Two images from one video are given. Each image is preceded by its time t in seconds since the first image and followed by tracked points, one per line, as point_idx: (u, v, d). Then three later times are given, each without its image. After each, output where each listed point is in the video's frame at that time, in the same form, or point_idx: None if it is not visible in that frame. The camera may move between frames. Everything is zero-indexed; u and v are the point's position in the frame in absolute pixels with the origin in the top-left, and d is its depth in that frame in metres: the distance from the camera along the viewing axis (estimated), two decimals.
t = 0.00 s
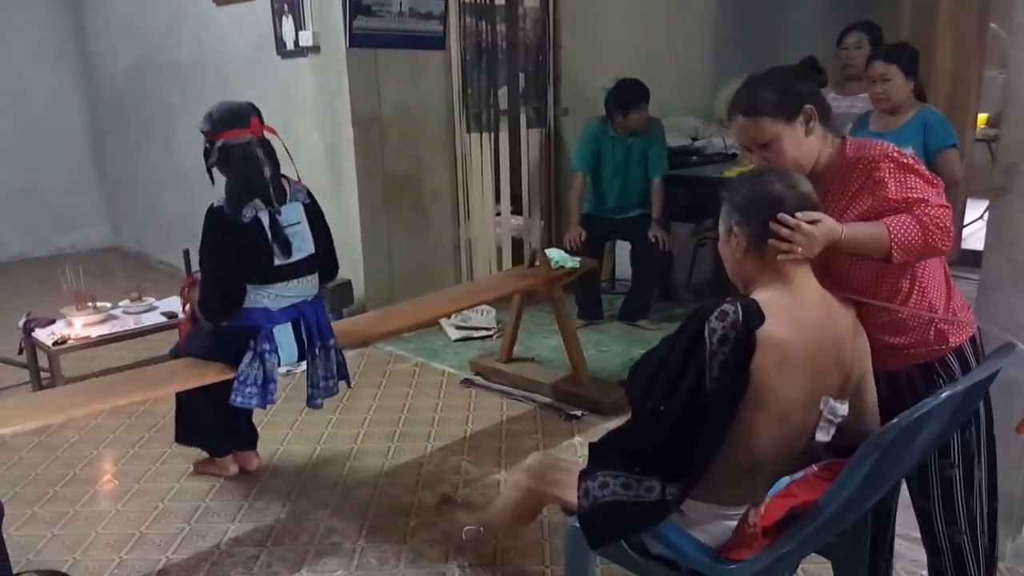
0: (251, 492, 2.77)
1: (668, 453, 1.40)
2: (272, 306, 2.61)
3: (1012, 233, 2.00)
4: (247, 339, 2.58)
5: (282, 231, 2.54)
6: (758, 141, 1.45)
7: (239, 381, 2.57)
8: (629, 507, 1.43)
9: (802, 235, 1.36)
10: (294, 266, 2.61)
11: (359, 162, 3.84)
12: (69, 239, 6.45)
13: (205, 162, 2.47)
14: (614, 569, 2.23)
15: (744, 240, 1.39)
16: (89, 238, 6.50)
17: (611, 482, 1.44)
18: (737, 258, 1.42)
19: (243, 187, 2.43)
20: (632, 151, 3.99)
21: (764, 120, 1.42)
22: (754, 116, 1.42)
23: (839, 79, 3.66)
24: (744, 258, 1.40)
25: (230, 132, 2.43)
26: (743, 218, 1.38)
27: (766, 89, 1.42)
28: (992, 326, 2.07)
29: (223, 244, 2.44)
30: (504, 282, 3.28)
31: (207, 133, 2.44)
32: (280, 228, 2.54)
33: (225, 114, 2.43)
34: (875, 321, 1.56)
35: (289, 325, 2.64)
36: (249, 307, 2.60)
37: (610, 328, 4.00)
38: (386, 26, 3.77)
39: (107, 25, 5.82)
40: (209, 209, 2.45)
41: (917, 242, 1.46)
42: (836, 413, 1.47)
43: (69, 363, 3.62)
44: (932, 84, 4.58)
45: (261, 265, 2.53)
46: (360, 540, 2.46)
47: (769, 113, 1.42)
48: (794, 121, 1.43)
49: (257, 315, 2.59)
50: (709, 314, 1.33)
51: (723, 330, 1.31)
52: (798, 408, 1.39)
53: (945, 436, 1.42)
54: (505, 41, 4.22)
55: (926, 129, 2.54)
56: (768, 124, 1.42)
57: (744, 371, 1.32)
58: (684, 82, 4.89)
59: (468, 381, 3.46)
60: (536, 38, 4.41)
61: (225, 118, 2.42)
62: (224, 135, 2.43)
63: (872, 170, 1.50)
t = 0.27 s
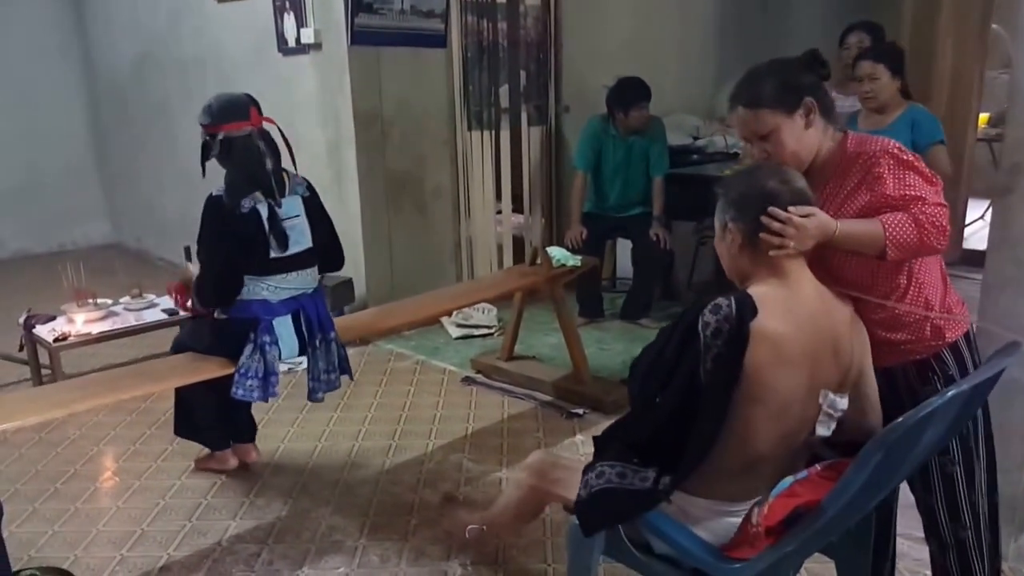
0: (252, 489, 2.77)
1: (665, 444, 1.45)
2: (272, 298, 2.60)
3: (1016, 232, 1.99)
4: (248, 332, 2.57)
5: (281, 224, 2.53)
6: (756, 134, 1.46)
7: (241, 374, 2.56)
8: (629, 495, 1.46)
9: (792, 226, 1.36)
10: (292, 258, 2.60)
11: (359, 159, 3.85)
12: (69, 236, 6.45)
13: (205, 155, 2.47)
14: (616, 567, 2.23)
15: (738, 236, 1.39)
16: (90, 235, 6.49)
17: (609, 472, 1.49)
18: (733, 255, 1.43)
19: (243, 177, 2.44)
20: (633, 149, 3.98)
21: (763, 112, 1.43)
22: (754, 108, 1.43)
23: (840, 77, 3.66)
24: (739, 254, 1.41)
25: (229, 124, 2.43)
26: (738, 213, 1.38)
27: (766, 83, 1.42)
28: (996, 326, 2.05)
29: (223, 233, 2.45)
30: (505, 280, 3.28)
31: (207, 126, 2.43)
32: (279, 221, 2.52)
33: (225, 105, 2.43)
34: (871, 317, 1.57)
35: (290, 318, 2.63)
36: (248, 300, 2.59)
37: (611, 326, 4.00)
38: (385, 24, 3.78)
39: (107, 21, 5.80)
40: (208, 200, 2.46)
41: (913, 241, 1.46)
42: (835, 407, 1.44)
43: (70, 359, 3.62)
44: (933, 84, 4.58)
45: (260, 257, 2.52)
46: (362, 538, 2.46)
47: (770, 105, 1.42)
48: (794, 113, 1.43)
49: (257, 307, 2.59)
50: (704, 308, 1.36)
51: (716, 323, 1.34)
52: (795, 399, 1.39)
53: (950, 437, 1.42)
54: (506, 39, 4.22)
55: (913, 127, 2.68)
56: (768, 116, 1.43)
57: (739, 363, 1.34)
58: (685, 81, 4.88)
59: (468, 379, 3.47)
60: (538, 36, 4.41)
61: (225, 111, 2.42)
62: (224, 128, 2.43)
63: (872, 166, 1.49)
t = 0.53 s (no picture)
0: (252, 485, 2.77)
1: (659, 436, 1.49)
2: (274, 295, 2.60)
3: (1019, 230, 1.99)
4: (250, 328, 2.58)
5: (281, 220, 2.53)
6: (760, 125, 1.46)
7: (242, 370, 2.56)
8: (622, 486, 1.53)
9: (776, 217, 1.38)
10: (292, 255, 2.59)
11: (359, 157, 3.85)
12: (68, 233, 6.42)
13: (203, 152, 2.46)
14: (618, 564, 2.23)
15: (729, 231, 1.41)
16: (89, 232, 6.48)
17: (606, 465, 1.56)
18: (725, 251, 1.45)
19: (242, 173, 2.44)
20: (632, 147, 3.99)
21: (768, 104, 1.43)
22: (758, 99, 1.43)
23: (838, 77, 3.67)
24: (731, 249, 1.43)
25: (228, 122, 2.42)
26: (728, 209, 1.41)
27: (770, 75, 1.43)
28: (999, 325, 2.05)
29: (225, 229, 2.46)
30: (505, 278, 3.28)
31: (205, 124, 2.43)
32: (280, 218, 2.53)
33: (224, 104, 2.42)
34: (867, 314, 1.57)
35: (291, 314, 2.63)
36: (250, 296, 2.59)
37: (610, 324, 4.01)
38: (385, 22, 3.78)
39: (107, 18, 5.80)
40: (208, 196, 2.46)
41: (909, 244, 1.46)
42: (833, 398, 1.45)
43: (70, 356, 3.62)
44: (932, 83, 4.58)
45: (261, 254, 2.53)
46: (363, 535, 2.46)
47: (774, 96, 1.42)
48: (799, 107, 1.44)
49: (259, 304, 2.59)
50: (692, 301, 1.39)
51: (703, 315, 1.37)
52: (791, 389, 1.41)
53: (954, 436, 1.42)
54: (506, 37, 4.22)
55: (902, 124, 2.66)
56: (772, 108, 1.43)
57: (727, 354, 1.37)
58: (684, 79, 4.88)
59: (468, 376, 3.47)
60: (537, 34, 4.41)
61: (224, 110, 2.42)
62: (222, 126, 2.42)
63: (871, 166, 1.50)
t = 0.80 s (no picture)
0: (252, 482, 2.77)
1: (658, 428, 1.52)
2: (274, 292, 2.60)
3: (1022, 229, 2.00)
4: (250, 325, 2.57)
5: (281, 217, 2.53)
6: (767, 120, 1.48)
7: (242, 368, 2.56)
8: (621, 480, 1.55)
9: (764, 215, 1.42)
10: (292, 252, 2.59)
11: (358, 154, 3.85)
12: (66, 229, 6.40)
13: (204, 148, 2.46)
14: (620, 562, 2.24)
15: (726, 229, 1.44)
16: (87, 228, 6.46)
17: (606, 456, 1.60)
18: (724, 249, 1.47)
19: (244, 170, 2.44)
20: (631, 146, 3.99)
21: (777, 97, 1.45)
22: (767, 92, 1.45)
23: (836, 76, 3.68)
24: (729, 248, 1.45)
25: (231, 120, 2.42)
26: (725, 207, 1.43)
27: (783, 67, 1.45)
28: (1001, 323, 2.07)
29: (222, 226, 2.44)
30: (506, 275, 3.29)
31: (208, 119, 2.43)
32: (279, 215, 2.53)
33: (228, 101, 2.43)
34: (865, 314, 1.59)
35: (291, 311, 2.62)
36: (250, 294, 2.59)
37: (609, 321, 4.02)
38: (384, 19, 3.78)
39: (106, 14, 5.79)
40: (208, 192, 2.45)
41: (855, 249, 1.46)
42: (834, 394, 1.46)
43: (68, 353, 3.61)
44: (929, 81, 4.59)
45: (260, 252, 2.52)
46: (363, 532, 2.47)
47: (784, 90, 1.44)
48: (808, 102, 1.46)
49: (259, 301, 2.58)
50: (692, 294, 1.42)
51: (700, 308, 1.39)
52: (792, 383, 1.41)
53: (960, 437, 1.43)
54: (505, 35, 4.23)
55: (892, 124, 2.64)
56: (781, 101, 1.45)
57: (724, 347, 1.38)
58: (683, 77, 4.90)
59: (467, 373, 3.47)
60: (536, 32, 4.42)
61: (227, 107, 2.42)
62: (225, 124, 2.42)
63: (856, 164, 1.51)
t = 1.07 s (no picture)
0: (252, 480, 2.78)
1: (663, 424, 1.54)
2: (273, 284, 2.59)
3: (1022, 230, 2.03)
4: (249, 319, 2.56)
5: (281, 211, 2.53)
6: (773, 116, 1.51)
7: (243, 361, 2.55)
8: (622, 476, 1.57)
9: (774, 215, 1.47)
10: (292, 246, 2.59)
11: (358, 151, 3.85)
12: (64, 226, 6.37)
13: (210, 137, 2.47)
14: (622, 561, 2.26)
15: (735, 227, 1.49)
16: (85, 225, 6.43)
17: (610, 452, 1.61)
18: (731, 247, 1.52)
19: (247, 162, 2.42)
20: (628, 145, 4.03)
21: (783, 95, 1.48)
22: (774, 88, 1.48)
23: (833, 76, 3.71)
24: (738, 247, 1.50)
25: (236, 110, 2.42)
26: (735, 206, 1.48)
27: (789, 64, 1.48)
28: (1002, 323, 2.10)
29: (223, 216, 2.44)
30: (507, 272, 3.31)
31: (214, 108, 2.43)
32: (280, 210, 2.52)
33: (236, 90, 2.43)
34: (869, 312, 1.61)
35: (290, 303, 2.61)
36: (249, 285, 2.57)
37: (606, 319, 4.05)
38: (384, 18, 3.79)
39: (104, 11, 5.78)
40: (209, 180, 2.45)
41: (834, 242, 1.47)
42: (840, 395, 1.47)
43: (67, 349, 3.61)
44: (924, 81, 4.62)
45: (259, 245, 2.52)
46: (364, 529, 2.48)
47: (791, 87, 1.47)
48: (813, 99, 1.48)
49: (258, 292, 2.57)
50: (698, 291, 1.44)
51: (707, 306, 1.41)
52: (798, 381, 1.42)
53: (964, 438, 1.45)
54: (504, 34, 4.24)
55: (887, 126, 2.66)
56: (786, 99, 1.48)
57: (728, 345, 1.39)
58: (680, 76, 4.92)
59: (466, 371, 3.49)
60: (535, 31, 4.44)
61: (234, 96, 2.42)
62: (231, 113, 2.43)
63: (850, 159, 1.55)
